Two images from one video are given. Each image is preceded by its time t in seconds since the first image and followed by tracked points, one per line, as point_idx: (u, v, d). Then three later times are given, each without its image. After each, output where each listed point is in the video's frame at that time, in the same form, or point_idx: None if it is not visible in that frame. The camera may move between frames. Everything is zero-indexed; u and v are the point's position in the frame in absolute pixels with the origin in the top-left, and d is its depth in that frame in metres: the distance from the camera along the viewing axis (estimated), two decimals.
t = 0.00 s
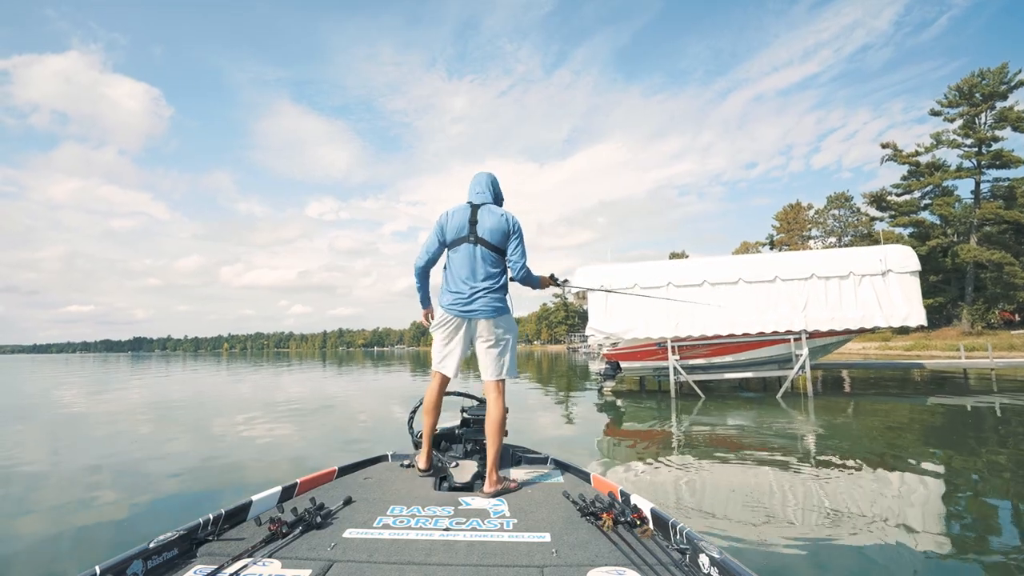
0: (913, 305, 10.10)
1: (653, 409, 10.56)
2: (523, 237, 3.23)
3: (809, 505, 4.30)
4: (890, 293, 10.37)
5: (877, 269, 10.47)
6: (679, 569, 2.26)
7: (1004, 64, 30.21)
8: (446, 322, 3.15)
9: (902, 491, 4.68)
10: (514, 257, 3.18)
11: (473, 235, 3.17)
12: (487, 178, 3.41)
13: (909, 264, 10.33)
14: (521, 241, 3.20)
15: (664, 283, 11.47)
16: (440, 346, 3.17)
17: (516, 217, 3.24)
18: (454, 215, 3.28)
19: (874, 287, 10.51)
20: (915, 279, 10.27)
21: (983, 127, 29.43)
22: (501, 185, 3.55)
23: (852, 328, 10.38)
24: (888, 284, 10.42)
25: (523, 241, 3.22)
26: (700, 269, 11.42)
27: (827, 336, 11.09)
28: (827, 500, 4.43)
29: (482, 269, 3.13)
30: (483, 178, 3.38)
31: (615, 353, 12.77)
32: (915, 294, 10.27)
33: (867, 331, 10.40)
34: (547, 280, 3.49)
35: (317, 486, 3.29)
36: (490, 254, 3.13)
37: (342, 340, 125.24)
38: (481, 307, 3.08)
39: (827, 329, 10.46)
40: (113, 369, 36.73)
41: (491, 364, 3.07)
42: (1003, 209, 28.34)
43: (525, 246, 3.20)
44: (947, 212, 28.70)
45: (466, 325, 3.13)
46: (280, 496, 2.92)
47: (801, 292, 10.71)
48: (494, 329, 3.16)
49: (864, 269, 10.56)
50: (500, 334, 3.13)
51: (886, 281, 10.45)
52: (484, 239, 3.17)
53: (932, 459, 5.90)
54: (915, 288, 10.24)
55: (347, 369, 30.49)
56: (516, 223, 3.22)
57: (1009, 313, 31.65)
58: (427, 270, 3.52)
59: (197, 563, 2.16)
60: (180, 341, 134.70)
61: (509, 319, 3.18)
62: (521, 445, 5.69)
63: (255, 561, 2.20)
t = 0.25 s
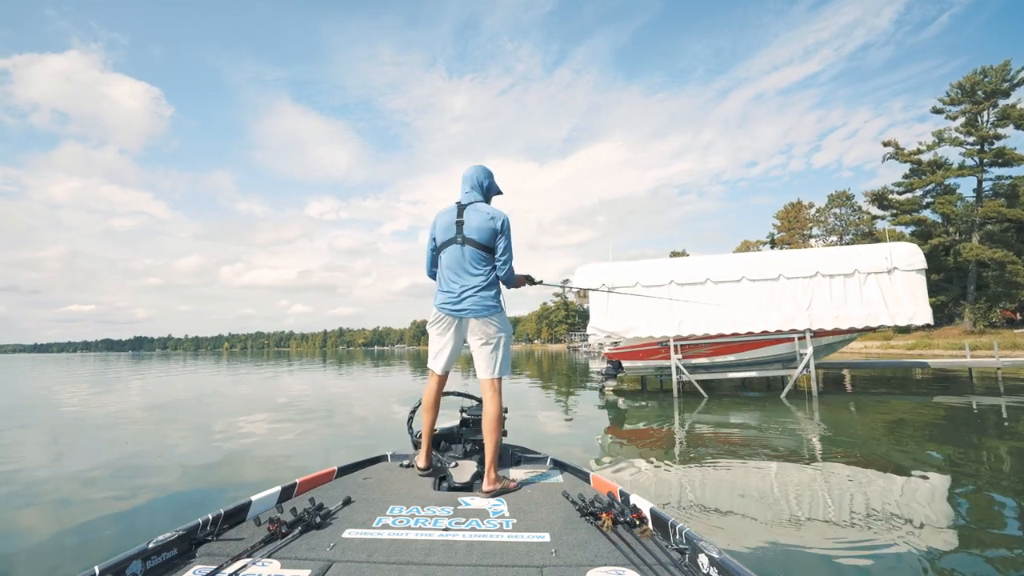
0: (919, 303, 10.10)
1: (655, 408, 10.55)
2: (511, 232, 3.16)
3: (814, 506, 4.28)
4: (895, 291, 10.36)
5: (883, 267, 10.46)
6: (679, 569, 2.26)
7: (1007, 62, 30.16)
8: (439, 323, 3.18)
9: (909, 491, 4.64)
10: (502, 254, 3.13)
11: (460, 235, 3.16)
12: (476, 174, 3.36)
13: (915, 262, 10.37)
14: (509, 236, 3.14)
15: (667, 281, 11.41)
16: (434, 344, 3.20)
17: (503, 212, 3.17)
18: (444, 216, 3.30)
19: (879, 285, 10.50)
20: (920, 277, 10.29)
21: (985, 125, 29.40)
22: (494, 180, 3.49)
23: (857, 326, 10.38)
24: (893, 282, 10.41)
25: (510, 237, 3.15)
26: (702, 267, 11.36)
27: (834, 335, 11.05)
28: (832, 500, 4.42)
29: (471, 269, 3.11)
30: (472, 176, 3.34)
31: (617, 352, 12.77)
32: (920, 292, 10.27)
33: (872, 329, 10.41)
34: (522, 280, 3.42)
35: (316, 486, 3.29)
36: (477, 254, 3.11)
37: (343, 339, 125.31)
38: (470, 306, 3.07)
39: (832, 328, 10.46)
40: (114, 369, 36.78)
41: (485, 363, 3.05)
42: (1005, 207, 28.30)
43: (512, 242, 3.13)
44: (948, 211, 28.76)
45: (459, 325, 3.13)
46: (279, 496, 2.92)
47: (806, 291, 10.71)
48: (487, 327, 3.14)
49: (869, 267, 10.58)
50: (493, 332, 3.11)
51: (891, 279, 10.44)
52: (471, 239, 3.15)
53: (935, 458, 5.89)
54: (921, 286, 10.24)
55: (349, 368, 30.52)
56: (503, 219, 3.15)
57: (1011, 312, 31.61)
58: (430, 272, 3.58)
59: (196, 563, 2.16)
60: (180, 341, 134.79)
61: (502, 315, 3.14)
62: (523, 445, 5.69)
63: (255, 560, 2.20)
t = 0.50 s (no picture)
0: (928, 306, 10.08)
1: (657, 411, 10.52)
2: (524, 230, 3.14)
3: (818, 510, 4.27)
4: (903, 294, 10.35)
5: (891, 270, 10.42)
6: (678, 569, 2.25)
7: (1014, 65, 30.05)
8: (446, 320, 3.15)
9: (914, 496, 4.65)
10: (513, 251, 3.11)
11: (472, 231, 3.15)
12: (489, 171, 3.35)
13: (924, 265, 10.35)
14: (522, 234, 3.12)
15: (671, 281, 11.30)
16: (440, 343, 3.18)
17: (516, 209, 3.16)
18: (456, 212, 3.28)
19: (887, 288, 10.47)
20: (928, 280, 10.28)
21: (992, 128, 29.30)
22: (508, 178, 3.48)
23: (864, 330, 10.38)
24: (901, 285, 10.39)
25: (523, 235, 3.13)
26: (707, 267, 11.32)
27: (841, 338, 11.06)
28: (837, 505, 4.41)
29: (481, 265, 3.09)
30: (486, 172, 3.33)
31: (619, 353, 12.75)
32: (928, 295, 10.25)
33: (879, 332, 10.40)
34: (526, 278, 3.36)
35: (315, 486, 3.28)
36: (488, 251, 3.09)
37: (344, 337, 125.45)
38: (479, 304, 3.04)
39: (838, 331, 10.45)
40: (116, 364, 36.93)
41: (491, 362, 3.02)
42: (1011, 211, 28.19)
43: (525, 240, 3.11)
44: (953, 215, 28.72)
45: (467, 322, 3.10)
46: (278, 495, 2.91)
47: (812, 293, 10.65)
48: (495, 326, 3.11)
49: (877, 270, 10.50)
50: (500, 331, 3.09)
51: (899, 282, 10.42)
52: (482, 235, 3.13)
53: (939, 463, 5.89)
54: (929, 289, 10.26)
55: (350, 366, 30.57)
56: (516, 216, 3.14)
57: (1015, 318, 31.49)
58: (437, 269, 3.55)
59: (194, 563, 2.15)
60: (182, 337, 135.08)
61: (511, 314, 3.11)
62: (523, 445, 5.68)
63: (253, 560, 2.20)
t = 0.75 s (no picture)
0: (936, 307, 10.07)
1: (661, 412, 10.49)
2: (529, 227, 3.12)
3: (825, 514, 4.27)
4: (911, 295, 10.34)
5: (899, 271, 10.41)
6: (678, 569, 2.25)
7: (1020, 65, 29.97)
8: (447, 319, 3.11)
9: (922, 499, 4.64)
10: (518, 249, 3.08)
11: (476, 228, 3.14)
12: (496, 166, 3.33)
13: (933, 266, 10.33)
14: (527, 231, 3.10)
15: (676, 281, 11.28)
16: (443, 346, 3.11)
17: (521, 206, 3.14)
18: (461, 209, 3.27)
19: (895, 288, 10.46)
20: (937, 280, 10.27)
21: (997, 129, 29.22)
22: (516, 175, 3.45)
23: (872, 331, 10.33)
24: (909, 286, 10.38)
25: (528, 233, 3.11)
26: (713, 267, 11.28)
27: (849, 340, 11.02)
28: (846, 508, 4.40)
29: (485, 263, 3.07)
30: (492, 167, 3.31)
31: (622, 354, 12.75)
32: (938, 296, 10.24)
33: (887, 333, 10.37)
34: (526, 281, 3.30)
35: (315, 486, 3.29)
36: (491, 248, 3.07)
37: (346, 337, 125.65)
38: (481, 302, 3.01)
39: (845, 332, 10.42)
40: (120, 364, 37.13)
41: (494, 363, 3.00)
42: (1015, 212, 28.09)
43: (530, 237, 3.09)
44: (957, 216, 28.69)
45: (469, 321, 3.07)
46: (278, 495, 2.91)
47: (819, 294, 10.63)
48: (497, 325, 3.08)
49: (885, 270, 10.49)
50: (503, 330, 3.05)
51: (907, 283, 10.41)
52: (486, 232, 3.12)
53: (946, 464, 5.89)
54: (938, 289, 10.25)
55: (353, 367, 30.67)
56: (522, 213, 3.12)
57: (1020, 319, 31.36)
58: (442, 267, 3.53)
59: (195, 563, 2.16)
60: (184, 337, 135.48)
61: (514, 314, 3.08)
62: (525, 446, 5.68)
63: (253, 560, 2.20)
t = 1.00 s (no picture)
0: (944, 304, 9.97)
1: (666, 413, 10.46)
2: (517, 222, 3.09)
3: (831, 512, 4.28)
4: (918, 292, 10.28)
5: (905, 267, 10.39)
6: (679, 569, 2.25)
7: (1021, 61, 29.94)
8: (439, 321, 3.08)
9: (930, 496, 4.65)
10: (507, 244, 3.06)
11: (464, 227, 3.13)
12: (483, 163, 3.32)
13: (940, 262, 10.27)
14: (514, 226, 3.07)
15: (679, 280, 11.33)
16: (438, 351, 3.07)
17: (508, 201, 3.12)
18: (449, 209, 3.27)
19: (902, 285, 10.43)
20: (945, 277, 10.17)
21: (999, 125, 29.18)
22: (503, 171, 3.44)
23: (879, 328, 10.28)
24: (916, 282, 10.34)
25: (516, 227, 3.08)
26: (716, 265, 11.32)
27: (855, 337, 11.06)
28: (852, 507, 4.41)
29: (475, 262, 3.06)
30: (478, 165, 3.31)
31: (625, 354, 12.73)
32: (945, 291, 10.11)
33: (894, 331, 10.30)
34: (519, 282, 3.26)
35: (317, 486, 3.29)
36: (480, 246, 3.06)
37: (347, 339, 125.68)
38: (473, 302, 2.98)
39: (852, 330, 10.37)
40: (122, 367, 37.17)
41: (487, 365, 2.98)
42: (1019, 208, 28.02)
43: (519, 233, 3.07)
44: (960, 212, 28.66)
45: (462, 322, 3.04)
46: (279, 495, 2.92)
47: (824, 291, 10.62)
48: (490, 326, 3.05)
49: (891, 267, 10.48)
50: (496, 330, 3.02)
51: (914, 279, 10.38)
52: (475, 230, 3.10)
53: (952, 463, 5.87)
54: (945, 286, 10.13)
55: (354, 369, 30.67)
56: (508, 208, 3.10)
57: None
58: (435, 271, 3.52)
59: (196, 563, 2.16)
60: (186, 340, 135.64)
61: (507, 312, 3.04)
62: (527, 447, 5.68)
63: (254, 560, 2.21)
